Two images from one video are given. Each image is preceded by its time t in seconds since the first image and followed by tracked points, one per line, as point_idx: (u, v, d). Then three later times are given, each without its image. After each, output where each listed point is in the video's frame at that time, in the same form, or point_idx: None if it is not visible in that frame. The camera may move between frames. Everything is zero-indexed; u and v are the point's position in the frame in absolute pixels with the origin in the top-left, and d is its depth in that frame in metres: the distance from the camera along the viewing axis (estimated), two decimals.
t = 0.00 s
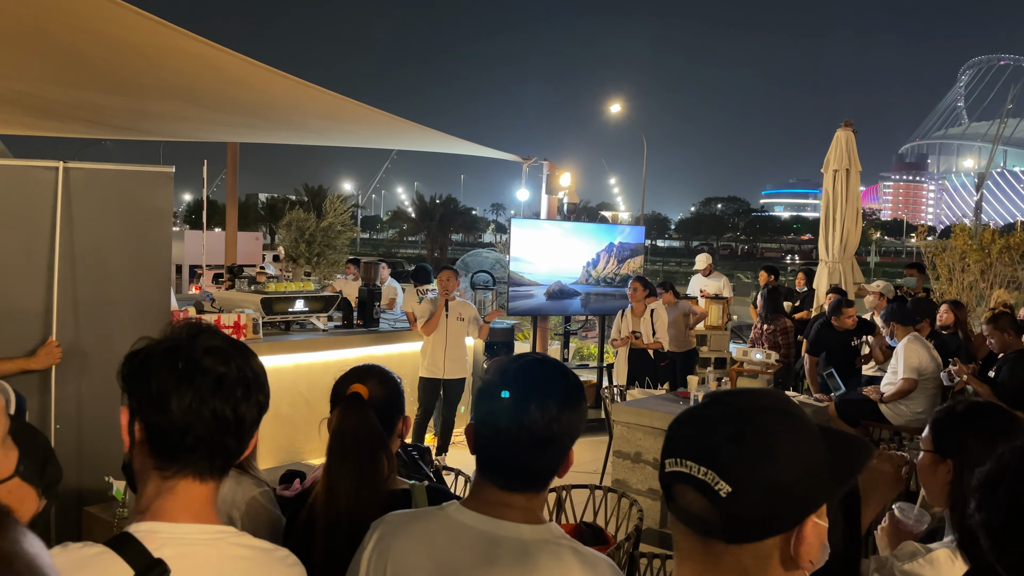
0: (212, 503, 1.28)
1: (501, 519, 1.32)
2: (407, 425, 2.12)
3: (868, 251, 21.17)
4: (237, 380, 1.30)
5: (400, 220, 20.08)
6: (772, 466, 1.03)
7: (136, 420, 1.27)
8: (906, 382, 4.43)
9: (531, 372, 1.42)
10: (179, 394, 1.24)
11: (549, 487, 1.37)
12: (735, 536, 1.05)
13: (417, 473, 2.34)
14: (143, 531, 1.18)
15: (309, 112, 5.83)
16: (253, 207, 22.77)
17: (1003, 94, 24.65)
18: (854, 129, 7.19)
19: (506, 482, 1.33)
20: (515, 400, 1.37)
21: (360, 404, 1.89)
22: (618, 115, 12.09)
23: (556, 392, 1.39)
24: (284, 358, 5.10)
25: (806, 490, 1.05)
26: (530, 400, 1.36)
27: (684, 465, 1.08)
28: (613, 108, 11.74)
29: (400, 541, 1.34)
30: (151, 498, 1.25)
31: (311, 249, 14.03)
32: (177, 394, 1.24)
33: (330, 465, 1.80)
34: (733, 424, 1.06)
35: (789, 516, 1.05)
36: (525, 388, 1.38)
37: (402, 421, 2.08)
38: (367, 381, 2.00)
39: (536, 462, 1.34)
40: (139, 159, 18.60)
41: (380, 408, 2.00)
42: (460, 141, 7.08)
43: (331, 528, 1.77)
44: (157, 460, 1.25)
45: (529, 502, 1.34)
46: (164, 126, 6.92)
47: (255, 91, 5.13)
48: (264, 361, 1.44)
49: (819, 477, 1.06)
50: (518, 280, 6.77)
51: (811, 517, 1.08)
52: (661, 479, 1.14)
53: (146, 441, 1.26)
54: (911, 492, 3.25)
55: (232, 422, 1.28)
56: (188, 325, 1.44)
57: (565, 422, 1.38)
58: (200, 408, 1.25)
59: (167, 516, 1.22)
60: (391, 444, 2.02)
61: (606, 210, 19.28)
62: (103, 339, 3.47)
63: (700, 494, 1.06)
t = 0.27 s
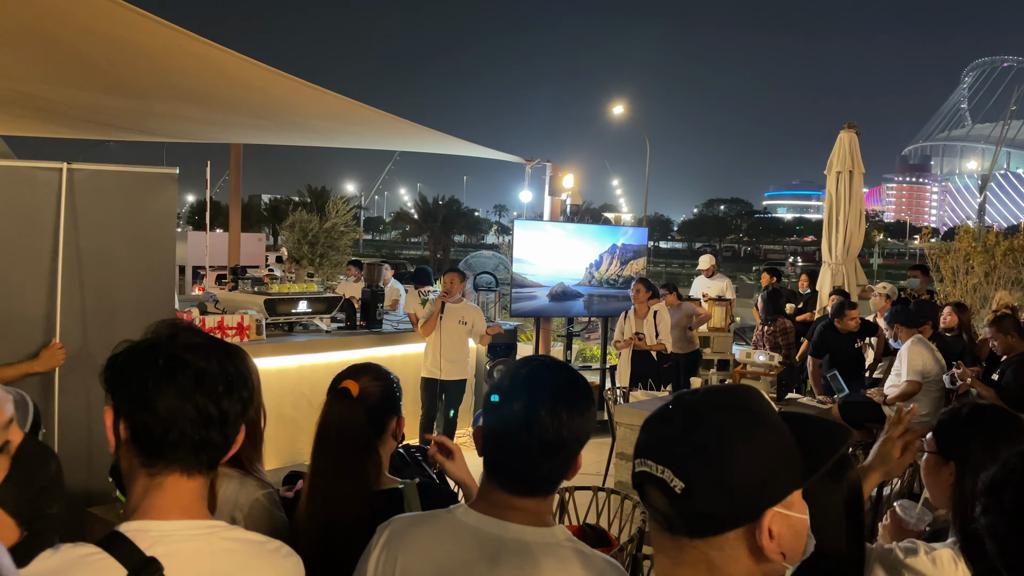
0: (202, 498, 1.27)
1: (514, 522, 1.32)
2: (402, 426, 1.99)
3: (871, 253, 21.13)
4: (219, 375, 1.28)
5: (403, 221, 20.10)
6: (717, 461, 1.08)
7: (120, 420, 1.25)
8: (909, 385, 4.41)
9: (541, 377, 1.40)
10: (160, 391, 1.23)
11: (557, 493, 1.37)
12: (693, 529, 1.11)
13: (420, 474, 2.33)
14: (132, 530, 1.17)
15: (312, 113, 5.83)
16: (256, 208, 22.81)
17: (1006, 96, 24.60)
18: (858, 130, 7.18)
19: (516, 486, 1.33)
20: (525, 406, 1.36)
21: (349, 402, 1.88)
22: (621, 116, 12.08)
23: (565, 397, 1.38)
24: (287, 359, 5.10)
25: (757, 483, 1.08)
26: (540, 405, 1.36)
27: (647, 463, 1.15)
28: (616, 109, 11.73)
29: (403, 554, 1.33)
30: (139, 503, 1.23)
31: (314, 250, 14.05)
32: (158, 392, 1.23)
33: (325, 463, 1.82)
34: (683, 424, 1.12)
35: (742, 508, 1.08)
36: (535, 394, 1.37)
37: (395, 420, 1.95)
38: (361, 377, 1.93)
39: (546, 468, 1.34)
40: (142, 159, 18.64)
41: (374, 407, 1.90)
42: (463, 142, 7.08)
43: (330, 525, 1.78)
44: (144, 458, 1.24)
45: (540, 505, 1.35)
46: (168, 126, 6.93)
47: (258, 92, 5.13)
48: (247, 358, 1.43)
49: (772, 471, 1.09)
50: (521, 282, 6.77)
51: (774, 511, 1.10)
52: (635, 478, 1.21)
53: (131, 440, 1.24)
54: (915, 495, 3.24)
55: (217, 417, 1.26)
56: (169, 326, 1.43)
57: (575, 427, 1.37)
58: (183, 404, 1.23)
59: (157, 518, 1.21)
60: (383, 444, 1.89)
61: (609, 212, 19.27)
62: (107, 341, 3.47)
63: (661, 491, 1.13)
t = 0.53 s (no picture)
0: (200, 492, 1.26)
1: (522, 526, 1.32)
2: (402, 429, 1.93)
3: (875, 255, 21.09)
4: (189, 370, 1.32)
5: (407, 223, 20.14)
6: (690, 455, 1.08)
7: (103, 432, 1.26)
8: (914, 387, 4.40)
9: (557, 382, 1.38)
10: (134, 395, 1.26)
11: (570, 498, 1.37)
12: (669, 525, 1.11)
13: (424, 475, 2.33)
14: (133, 526, 1.17)
15: (316, 115, 5.84)
16: (259, 209, 22.90)
17: (1011, 97, 24.55)
18: (861, 132, 7.16)
19: (529, 493, 1.33)
20: (540, 411, 1.34)
21: (345, 399, 1.87)
22: (624, 118, 12.08)
23: (582, 402, 1.36)
24: (291, 360, 5.10)
25: (730, 477, 1.09)
26: (556, 410, 1.34)
27: (623, 461, 1.16)
28: (619, 111, 11.73)
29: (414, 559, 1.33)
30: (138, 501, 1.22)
31: (317, 252, 14.07)
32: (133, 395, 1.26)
33: (323, 463, 1.83)
34: (656, 421, 1.13)
35: (716, 502, 1.08)
36: (550, 402, 1.35)
37: (396, 422, 1.92)
38: (361, 377, 1.93)
39: (560, 476, 1.33)
40: (146, 161, 18.69)
41: (376, 409, 1.88)
42: (467, 144, 7.07)
43: (327, 525, 1.79)
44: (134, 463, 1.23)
45: (551, 511, 1.35)
46: (173, 128, 6.94)
47: (261, 94, 5.14)
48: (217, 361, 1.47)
49: (744, 464, 1.10)
50: (524, 283, 6.76)
51: (748, 504, 1.10)
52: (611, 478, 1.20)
53: (117, 448, 1.25)
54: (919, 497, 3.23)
55: (199, 408, 1.28)
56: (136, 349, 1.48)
57: (590, 434, 1.36)
58: (160, 401, 1.26)
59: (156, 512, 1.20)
60: (385, 448, 1.89)
61: (612, 214, 19.27)
62: (110, 342, 3.50)
63: (638, 489, 1.13)
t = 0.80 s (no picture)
0: (202, 484, 1.29)
1: (522, 528, 1.32)
2: (406, 434, 1.99)
3: (879, 257, 21.03)
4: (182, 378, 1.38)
5: (410, 224, 20.15)
6: (688, 450, 1.08)
7: (104, 442, 1.31)
8: (918, 389, 4.38)
9: (571, 390, 1.38)
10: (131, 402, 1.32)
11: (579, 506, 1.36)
12: (668, 520, 1.09)
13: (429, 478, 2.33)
14: (142, 509, 1.19)
15: (319, 117, 5.85)
16: (263, 211, 22.95)
17: (1015, 99, 24.46)
18: (865, 133, 7.15)
19: (541, 499, 1.31)
20: (556, 416, 1.34)
21: (341, 423, 1.85)
22: (627, 120, 12.07)
23: (596, 409, 1.36)
24: (294, 362, 5.11)
25: (728, 472, 1.08)
26: (569, 416, 1.34)
27: (622, 460, 1.16)
28: (622, 113, 11.73)
29: (417, 553, 1.36)
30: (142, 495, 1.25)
31: (320, 254, 14.09)
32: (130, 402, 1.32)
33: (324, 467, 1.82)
34: (657, 416, 1.13)
35: (714, 497, 1.08)
36: (565, 407, 1.35)
37: (399, 430, 1.96)
38: (362, 389, 1.91)
39: (571, 483, 1.32)
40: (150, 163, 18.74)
41: (377, 421, 1.89)
42: (470, 146, 7.08)
43: (325, 530, 1.77)
44: (136, 464, 1.27)
45: (559, 518, 1.33)
46: (177, 130, 6.96)
47: (264, 95, 5.15)
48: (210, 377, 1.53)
49: (742, 460, 1.09)
50: (527, 285, 6.76)
51: (747, 501, 1.10)
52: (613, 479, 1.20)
53: (118, 453, 1.29)
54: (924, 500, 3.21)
55: (194, 407, 1.33)
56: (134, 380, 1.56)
57: (602, 441, 1.34)
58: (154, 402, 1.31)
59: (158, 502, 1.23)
60: (386, 454, 1.90)
61: (615, 215, 19.25)
62: (112, 343, 3.51)
63: (638, 485, 1.12)
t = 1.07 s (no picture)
0: (215, 493, 1.34)
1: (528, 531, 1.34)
2: (409, 436, 2.02)
3: (881, 258, 21.00)
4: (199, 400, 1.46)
5: (412, 226, 20.14)
6: (692, 450, 1.08)
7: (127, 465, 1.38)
8: (920, 391, 4.38)
9: (573, 391, 1.39)
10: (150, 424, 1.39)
11: (581, 507, 1.37)
12: (673, 520, 1.10)
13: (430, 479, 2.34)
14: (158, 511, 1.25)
15: (321, 118, 5.85)
16: (264, 212, 22.97)
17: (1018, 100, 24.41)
18: (867, 135, 7.14)
19: (544, 499, 1.34)
20: (557, 417, 1.34)
21: (350, 434, 1.80)
22: (629, 121, 12.07)
23: (596, 409, 1.37)
24: (296, 363, 5.11)
25: (733, 472, 1.08)
26: (571, 417, 1.34)
27: (629, 460, 1.16)
28: (624, 114, 11.73)
29: (420, 553, 1.36)
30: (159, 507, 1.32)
31: (322, 255, 14.08)
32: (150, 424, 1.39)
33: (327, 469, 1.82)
34: (663, 417, 1.14)
35: (719, 498, 1.08)
36: (566, 408, 1.35)
37: (404, 432, 1.98)
38: (367, 402, 1.91)
39: (572, 484, 1.33)
40: (152, 164, 18.74)
41: (379, 429, 1.91)
42: (472, 147, 7.08)
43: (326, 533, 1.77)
44: (156, 481, 1.33)
45: (563, 519, 1.35)
46: (179, 131, 6.96)
47: (267, 97, 5.16)
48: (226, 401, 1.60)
49: (747, 460, 1.09)
50: (529, 286, 6.76)
51: (753, 501, 1.10)
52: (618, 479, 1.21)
53: (140, 473, 1.36)
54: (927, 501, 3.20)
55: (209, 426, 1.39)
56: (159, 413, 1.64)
57: (603, 442, 1.35)
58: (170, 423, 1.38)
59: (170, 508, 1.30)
60: (390, 457, 1.94)
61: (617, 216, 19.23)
62: (115, 344, 3.53)
63: (645, 486, 1.13)
